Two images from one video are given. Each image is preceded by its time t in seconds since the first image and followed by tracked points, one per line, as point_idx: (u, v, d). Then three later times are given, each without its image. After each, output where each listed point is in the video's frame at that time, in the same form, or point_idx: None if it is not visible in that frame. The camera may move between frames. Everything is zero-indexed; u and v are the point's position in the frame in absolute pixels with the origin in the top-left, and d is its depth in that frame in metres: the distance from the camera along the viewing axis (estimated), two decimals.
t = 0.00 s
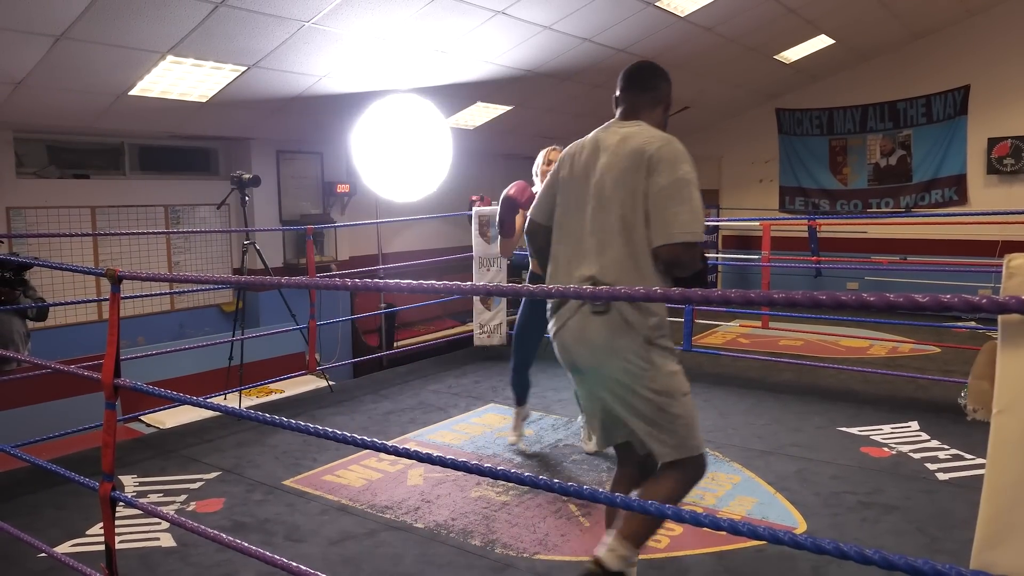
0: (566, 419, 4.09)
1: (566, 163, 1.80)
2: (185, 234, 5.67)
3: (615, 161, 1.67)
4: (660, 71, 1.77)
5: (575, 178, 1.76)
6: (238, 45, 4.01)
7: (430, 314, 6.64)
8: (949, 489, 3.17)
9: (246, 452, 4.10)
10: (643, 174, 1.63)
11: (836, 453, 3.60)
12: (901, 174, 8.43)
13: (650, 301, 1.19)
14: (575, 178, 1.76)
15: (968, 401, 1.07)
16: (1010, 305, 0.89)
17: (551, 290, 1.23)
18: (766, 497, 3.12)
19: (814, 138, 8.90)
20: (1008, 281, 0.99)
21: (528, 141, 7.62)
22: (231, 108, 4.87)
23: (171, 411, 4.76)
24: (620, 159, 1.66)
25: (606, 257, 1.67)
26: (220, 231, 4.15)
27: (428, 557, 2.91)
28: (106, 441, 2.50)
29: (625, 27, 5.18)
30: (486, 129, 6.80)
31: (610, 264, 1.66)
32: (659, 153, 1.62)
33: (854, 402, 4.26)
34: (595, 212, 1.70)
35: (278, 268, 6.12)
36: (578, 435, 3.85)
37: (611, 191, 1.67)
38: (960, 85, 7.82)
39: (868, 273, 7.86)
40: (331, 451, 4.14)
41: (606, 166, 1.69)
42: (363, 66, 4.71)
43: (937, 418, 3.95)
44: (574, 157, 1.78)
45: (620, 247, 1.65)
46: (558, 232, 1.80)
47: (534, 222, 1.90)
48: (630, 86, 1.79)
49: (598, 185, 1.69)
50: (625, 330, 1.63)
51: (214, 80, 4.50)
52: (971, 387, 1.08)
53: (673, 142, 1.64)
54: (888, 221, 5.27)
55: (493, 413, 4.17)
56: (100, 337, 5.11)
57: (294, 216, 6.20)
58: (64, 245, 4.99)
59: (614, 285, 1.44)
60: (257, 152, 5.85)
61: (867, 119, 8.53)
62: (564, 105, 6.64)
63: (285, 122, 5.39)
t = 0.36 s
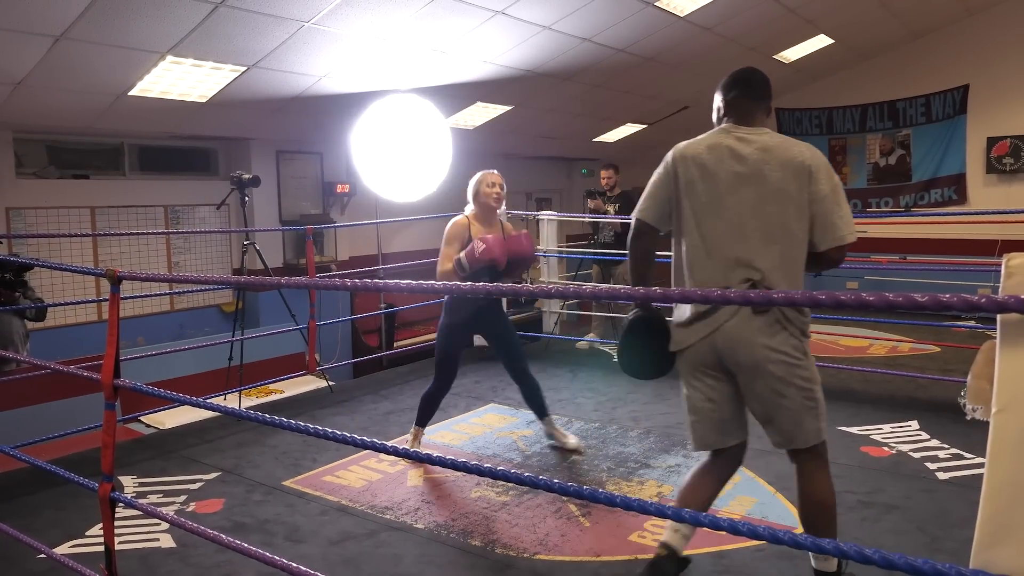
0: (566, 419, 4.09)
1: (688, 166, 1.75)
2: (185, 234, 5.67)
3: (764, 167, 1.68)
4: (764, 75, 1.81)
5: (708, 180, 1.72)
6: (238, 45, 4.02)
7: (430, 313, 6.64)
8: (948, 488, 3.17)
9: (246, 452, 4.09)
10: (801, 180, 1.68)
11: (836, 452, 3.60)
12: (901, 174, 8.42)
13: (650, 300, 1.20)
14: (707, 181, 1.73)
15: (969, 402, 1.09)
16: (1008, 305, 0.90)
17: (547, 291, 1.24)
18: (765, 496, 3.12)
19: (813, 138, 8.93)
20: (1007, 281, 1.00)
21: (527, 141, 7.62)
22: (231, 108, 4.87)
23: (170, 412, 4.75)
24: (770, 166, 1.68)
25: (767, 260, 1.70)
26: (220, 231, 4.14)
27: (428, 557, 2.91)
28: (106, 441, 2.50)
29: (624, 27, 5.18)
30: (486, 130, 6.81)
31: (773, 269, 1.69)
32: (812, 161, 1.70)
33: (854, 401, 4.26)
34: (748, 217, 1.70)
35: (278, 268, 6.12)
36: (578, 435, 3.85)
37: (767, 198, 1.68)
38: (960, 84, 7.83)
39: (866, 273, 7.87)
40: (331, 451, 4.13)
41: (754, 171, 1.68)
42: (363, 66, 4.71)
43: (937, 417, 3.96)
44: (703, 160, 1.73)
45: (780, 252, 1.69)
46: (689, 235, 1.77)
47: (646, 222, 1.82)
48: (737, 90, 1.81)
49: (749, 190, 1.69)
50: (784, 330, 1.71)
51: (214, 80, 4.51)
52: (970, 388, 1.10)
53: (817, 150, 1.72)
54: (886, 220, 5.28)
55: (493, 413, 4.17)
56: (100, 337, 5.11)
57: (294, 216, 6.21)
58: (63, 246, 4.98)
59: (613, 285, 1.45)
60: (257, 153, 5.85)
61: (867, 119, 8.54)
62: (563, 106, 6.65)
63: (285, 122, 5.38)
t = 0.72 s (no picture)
0: (553, 419, 4.10)
1: (749, 161, 2.03)
2: (168, 235, 5.60)
3: (819, 156, 2.02)
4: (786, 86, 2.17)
5: (773, 171, 2.02)
6: (222, 43, 3.97)
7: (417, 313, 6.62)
8: (930, 485, 3.22)
9: (230, 454, 4.05)
10: (850, 166, 2.04)
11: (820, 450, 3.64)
12: (884, 175, 8.60)
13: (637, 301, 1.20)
14: (773, 171, 2.02)
15: (948, 399, 1.13)
16: (986, 305, 0.92)
17: (533, 291, 1.24)
18: (749, 493, 3.14)
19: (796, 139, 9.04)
20: (984, 281, 1.05)
21: (514, 141, 7.62)
22: (216, 107, 4.82)
23: (153, 414, 4.69)
24: (823, 154, 2.02)
25: (834, 236, 2.02)
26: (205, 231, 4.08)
27: (415, 558, 2.90)
28: (88, 445, 2.46)
29: (612, 28, 5.19)
30: (473, 130, 6.80)
31: (840, 241, 2.02)
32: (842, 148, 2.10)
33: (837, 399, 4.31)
34: (814, 199, 2.01)
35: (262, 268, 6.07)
36: (565, 435, 3.86)
37: (828, 183, 2.01)
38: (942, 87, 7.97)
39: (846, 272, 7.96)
40: (317, 452, 4.10)
41: (811, 159, 2.01)
42: (350, 65, 4.67)
43: (919, 415, 4.02)
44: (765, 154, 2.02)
45: (842, 227, 2.03)
46: (763, 223, 2.02)
47: (718, 214, 2.01)
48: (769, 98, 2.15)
49: (813, 176, 2.01)
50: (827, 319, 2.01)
51: (199, 78, 4.46)
52: (949, 386, 1.14)
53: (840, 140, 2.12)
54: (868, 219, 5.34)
55: (480, 413, 4.17)
56: (81, 339, 5.02)
57: (278, 216, 6.15)
58: (43, 246, 4.90)
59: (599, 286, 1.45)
60: (241, 152, 5.80)
61: (852, 121, 8.63)
62: (552, 106, 6.65)
63: (270, 121, 5.33)
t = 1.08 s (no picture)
0: (516, 412, 4.10)
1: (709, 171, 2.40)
2: (125, 227, 5.49)
3: (763, 157, 2.44)
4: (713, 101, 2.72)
5: (734, 176, 2.41)
6: (180, 32, 3.88)
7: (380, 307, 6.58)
8: (883, 475, 3.29)
9: (190, 451, 3.98)
10: (789, 159, 2.47)
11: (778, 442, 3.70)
12: (843, 172, 8.74)
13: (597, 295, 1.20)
14: (730, 178, 2.41)
15: (899, 393, 1.14)
16: (936, 300, 0.96)
17: (494, 285, 1.24)
18: (710, 485, 3.18)
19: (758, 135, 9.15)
20: (934, 276, 1.06)
21: (480, 135, 7.60)
22: (174, 96, 4.72)
23: (110, 410, 4.59)
24: (765, 155, 2.45)
25: (788, 222, 2.47)
26: (163, 223, 3.99)
27: (377, 553, 2.88)
28: (38, 443, 2.39)
29: (578, 23, 5.20)
30: (438, 124, 6.77)
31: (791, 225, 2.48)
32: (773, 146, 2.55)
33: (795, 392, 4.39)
34: (768, 195, 2.44)
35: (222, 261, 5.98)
36: (528, 429, 3.87)
37: (775, 181, 2.45)
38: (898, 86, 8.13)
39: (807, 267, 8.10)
40: (279, 448, 4.05)
41: (759, 161, 2.43)
42: (312, 56, 4.61)
43: (873, 407, 4.11)
44: (722, 163, 2.41)
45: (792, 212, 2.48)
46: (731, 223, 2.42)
47: (691, 226, 2.37)
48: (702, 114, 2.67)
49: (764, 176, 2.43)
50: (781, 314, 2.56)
51: (156, 66, 4.37)
52: (901, 379, 1.15)
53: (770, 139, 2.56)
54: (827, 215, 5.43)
55: (444, 408, 4.16)
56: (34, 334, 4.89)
57: (240, 209, 6.06)
58: None
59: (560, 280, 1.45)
60: (201, 143, 5.69)
61: (811, 119, 8.77)
62: (518, 99, 6.64)
63: (231, 111, 5.24)
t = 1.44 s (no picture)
0: (487, 407, 4.10)
1: (679, 167, 2.56)
2: (89, 219, 5.42)
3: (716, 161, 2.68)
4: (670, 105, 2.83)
5: (698, 174, 2.60)
6: (144, 23, 3.83)
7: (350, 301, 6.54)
8: (849, 469, 3.33)
9: (156, 446, 3.93)
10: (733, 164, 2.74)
11: (746, 436, 3.73)
12: (810, 168, 8.79)
13: (564, 291, 1.22)
14: (693, 176, 2.60)
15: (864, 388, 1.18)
16: (900, 296, 0.99)
17: (466, 280, 1.26)
18: (679, 479, 3.20)
19: (729, 132, 9.18)
20: (897, 273, 1.06)
21: (452, 129, 7.59)
22: (139, 88, 4.66)
23: (75, 406, 4.52)
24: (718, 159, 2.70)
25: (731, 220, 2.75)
26: (128, 215, 3.92)
27: (346, 549, 2.87)
28: None
29: (548, 18, 5.20)
30: (408, 118, 6.75)
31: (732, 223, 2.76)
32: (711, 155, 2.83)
33: (764, 386, 4.43)
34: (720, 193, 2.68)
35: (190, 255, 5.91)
36: (499, 424, 3.86)
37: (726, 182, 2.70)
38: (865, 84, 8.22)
39: (778, 263, 8.18)
40: (247, 444, 4.02)
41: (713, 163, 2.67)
42: (280, 48, 4.57)
43: (840, 401, 4.15)
44: (689, 162, 2.58)
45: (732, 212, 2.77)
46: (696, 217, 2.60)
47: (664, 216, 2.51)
48: (664, 116, 2.76)
49: (721, 179, 2.66)
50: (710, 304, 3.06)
51: (120, 56, 4.32)
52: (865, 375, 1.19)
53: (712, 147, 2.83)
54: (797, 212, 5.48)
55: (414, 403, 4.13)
56: None
57: (208, 202, 5.99)
58: None
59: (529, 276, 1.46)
60: (167, 135, 5.63)
61: (780, 115, 8.84)
62: (489, 94, 6.63)
63: (197, 103, 5.19)
